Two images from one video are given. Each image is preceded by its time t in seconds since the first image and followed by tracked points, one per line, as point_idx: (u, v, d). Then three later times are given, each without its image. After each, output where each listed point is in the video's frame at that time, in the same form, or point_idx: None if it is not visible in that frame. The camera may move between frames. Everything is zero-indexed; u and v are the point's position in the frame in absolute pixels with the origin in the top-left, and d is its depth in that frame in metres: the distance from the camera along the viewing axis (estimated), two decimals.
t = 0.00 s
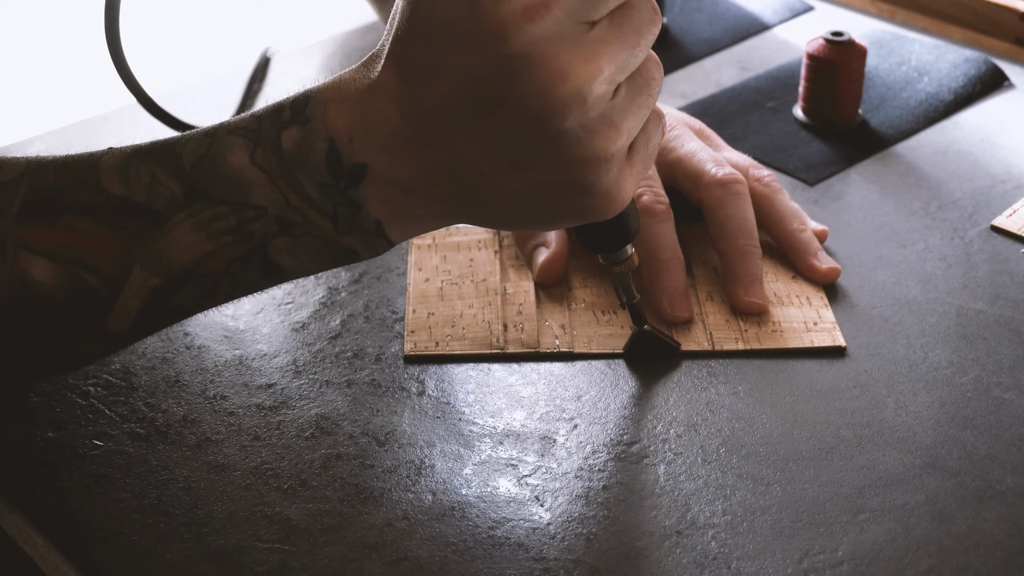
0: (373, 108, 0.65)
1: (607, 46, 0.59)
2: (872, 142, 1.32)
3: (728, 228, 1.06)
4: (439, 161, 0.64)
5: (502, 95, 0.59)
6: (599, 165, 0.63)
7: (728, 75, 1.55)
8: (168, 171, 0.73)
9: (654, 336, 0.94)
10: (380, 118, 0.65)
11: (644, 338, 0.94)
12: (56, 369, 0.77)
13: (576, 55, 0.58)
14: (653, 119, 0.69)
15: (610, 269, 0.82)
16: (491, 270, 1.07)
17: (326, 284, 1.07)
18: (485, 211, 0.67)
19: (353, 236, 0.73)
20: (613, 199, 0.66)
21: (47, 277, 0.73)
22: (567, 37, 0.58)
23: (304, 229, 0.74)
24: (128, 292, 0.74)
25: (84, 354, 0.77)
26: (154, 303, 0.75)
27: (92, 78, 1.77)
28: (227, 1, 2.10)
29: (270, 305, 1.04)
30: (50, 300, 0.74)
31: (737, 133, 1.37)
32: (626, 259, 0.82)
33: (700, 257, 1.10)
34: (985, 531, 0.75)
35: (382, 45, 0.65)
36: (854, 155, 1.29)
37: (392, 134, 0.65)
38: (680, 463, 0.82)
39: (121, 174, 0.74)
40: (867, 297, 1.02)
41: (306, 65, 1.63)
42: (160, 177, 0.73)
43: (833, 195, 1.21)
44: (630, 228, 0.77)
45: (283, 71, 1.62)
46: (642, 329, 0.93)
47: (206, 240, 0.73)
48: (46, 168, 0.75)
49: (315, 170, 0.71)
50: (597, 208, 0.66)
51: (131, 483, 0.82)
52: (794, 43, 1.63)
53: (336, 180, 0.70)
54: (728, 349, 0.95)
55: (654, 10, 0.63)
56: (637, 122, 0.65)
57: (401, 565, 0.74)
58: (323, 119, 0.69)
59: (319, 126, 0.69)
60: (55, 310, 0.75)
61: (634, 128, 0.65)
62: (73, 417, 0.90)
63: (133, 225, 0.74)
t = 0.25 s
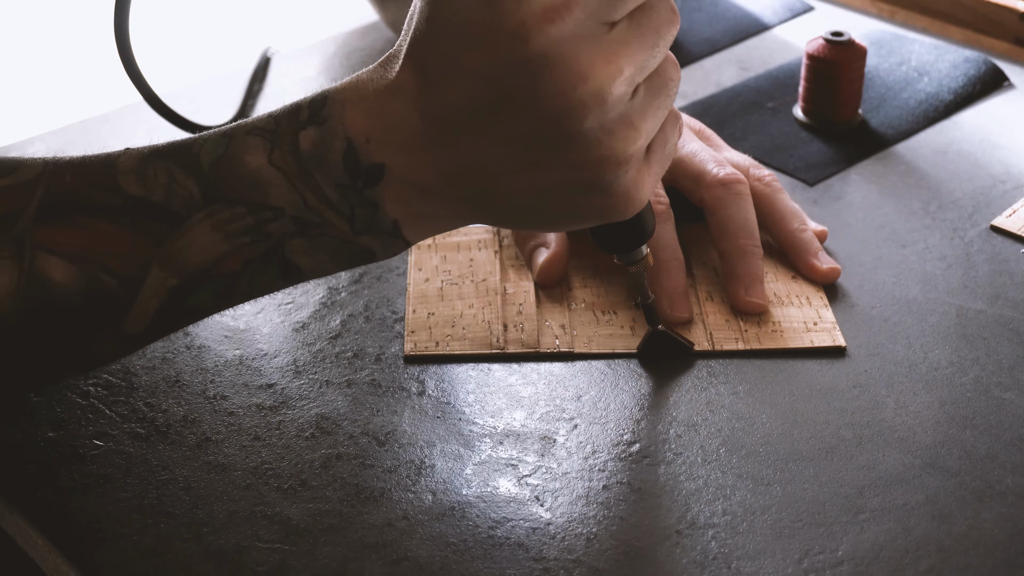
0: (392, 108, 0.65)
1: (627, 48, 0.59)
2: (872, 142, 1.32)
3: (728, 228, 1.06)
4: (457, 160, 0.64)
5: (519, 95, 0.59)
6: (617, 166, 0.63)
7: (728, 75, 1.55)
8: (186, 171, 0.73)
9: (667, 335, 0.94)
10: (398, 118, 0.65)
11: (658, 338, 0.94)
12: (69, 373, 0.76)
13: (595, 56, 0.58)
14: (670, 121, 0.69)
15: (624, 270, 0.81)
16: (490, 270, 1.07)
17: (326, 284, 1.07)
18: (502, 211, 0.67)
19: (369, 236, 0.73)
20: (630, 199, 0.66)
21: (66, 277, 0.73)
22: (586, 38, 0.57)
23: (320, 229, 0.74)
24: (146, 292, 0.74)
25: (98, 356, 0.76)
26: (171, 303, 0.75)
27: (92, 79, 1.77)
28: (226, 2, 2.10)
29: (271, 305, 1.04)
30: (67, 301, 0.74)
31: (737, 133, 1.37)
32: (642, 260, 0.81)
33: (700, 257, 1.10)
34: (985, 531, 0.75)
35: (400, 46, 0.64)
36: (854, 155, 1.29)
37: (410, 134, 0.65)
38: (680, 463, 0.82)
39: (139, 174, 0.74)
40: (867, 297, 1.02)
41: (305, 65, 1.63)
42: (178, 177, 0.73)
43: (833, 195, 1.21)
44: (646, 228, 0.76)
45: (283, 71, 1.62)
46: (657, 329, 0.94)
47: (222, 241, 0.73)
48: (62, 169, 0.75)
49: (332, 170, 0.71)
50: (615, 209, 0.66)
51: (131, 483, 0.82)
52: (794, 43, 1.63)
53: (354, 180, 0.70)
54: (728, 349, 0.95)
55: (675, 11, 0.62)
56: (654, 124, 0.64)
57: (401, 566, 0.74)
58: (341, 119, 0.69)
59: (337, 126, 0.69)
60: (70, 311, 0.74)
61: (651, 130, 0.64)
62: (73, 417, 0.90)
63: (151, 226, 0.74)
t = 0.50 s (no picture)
0: (413, 107, 0.64)
1: (651, 44, 0.59)
2: (872, 142, 1.32)
3: (728, 228, 1.06)
4: (481, 160, 0.63)
5: (544, 92, 0.58)
6: (643, 163, 0.62)
7: (728, 75, 1.55)
8: (209, 171, 0.72)
9: (688, 335, 0.93)
10: (421, 117, 0.63)
11: (678, 337, 0.94)
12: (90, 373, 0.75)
13: (620, 52, 0.57)
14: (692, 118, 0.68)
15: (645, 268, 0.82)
16: (490, 271, 1.07)
17: (326, 284, 1.07)
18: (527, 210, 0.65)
19: (392, 235, 0.72)
20: (653, 197, 0.64)
21: (91, 277, 0.72)
22: (611, 35, 0.57)
23: (344, 228, 0.72)
24: (171, 293, 0.73)
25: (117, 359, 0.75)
26: (196, 304, 0.74)
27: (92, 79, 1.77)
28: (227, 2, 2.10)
29: (273, 306, 1.04)
30: (91, 303, 0.73)
31: (737, 134, 1.37)
32: (662, 258, 0.81)
33: (701, 257, 1.10)
34: (985, 531, 0.75)
35: (421, 44, 0.64)
36: (854, 155, 1.29)
37: (433, 133, 0.63)
38: (680, 463, 0.82)
39: (161, 174, 0.72)
40: (867, 297, 1.02)
41: (305, 65, 1.63)
42: (202, 177, 0.72)
43: (833, 195, 1.21)
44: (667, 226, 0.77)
45: (282, 71, 1.62)
46: (676, 328, 0.93)
47: (247, 240, 0.72)
48: (86, 167, 0.73)
49: (356, 169, 0.69)
50: (641, 206, 0.64)
51: (131, 484, 0.82)
52: (794, 43, 1.63)
53: (376, 178, 0.69)
54: (728, 349, 0.95)
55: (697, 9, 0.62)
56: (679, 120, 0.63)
57: (401, 565, 0.74)
58: (361, 118, 0.68)
59: (360, 124, 0.68)
60: (96, 312, 0.73)
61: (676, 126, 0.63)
62: (72, 417, 0.90)
63: (176, 225, 0.73)
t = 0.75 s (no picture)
0: (441, 105, 0.65)
1: (680, 42, 0.60)
2: (872, 142, 1.32)
3: (728, 228, 1.06)
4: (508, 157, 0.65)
5: (571, 91, 0.60)
6: (669, 161, 0.63)
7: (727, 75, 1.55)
8: (234, 170, 0.74)
9: (709, 335, 0.92)
10: (449, 114, 0.65)
11: (698, 336, 0.93)
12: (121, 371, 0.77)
13: (649, 51, 0.59)
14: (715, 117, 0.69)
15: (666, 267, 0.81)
16: (490, 270, 1.07)
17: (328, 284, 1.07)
18: (552, 207, 0.67)
19: (416, 233, 0.73)
20: (677, 196, 0.66)
21: (116, 274, 0.75)
22: (640, 33, 0.58)
23: (369, 227, 0.73)
24: (195, 289, 0.75)
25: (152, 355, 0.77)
26: (220, 301, 0.76)
27: (92, 79, 1.77)
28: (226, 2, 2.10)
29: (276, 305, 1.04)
30: (116, 300, 0.75)
31: (737, 134, 1.37)
32: (684, 258, 0.80)
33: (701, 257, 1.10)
34: (985, 531, 0.75)
35: (446, 43, 0.66)
36: (855, 155, 1.29)
37: (460, 130, 0.65)
38: (680, 463, 0.82)
39: (187, 173, 0.75)
40: (867, 297, 1.02)
41: (305, 65, 1.63)
42: (227, 176, 0.74)
43: (833, 195, 1.21)
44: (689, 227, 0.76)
45: (282, 71, 1.62)
46: (697, 327, 0.92)
47: (272, 238, 0.74)
48: (111, 168, 0.76)
49: (381, 167, 0.71)
50: (666, 204, 0.66)
51: (131, 483, 0.82)
52: (794, 43, 1.63)
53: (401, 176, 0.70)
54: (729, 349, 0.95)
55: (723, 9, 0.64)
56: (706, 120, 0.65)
57: (401, 566, 0.74)
58: (387, 116, 0.69)
59: (385, 122, 0.69)
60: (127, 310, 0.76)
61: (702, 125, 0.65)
62: (72, 417, 0.90)
63: (200, 223, 0.75)
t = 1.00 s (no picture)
0: (464, 106, 0.66)
1: (704, 42, 0.60)
2: (872, 142, 1.32)
3: (729, 229, 1.07)
4: (532, 157, 0.65)
5: (596, 90, 0.60)
6: (693, 161, 0.63)
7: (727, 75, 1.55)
8: (259, 169, 0.75)
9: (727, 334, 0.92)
10: (472, 114, 0.66)
11: (718, 337, 0.93)
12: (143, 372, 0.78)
13: (674, 51, 0.59)
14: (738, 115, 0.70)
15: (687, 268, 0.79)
16: (491, 270, 1.07)
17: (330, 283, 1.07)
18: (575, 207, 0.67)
19: (438, 231, 0.75)
20: (701, 197, 0.65)
21: (141, 273, 0.76)
22: (664, 33, 0.59)
23: (392, 225, 0.75)
24: (221, 288, 0.77)
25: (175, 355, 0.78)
26: (244, 300, 0.78)
27: (93, 79, 1.77)
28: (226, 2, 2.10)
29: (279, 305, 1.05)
30: (141, 299, 0.77)
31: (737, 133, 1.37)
32: (705, 258, 0.78)
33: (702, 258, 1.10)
34: (985, 531, 0.75)
35: (469, 42, 0.67)
36: (855, 155, 1.29)
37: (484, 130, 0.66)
38: (680, 463, 0.82)
39: (211, 172, 0.76)
40: (867, 297, 1.02)
41: (305, 65, 1.63)
42: (252, 175, 0.76)
43: (833, 195, 1.21)
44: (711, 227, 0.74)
45: (283, 71, 1.62)
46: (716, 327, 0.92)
47: (296, 237, 0.76)
48: (134, 167, 0.78)
49: (404, 165, 0.72)
50: (691, 205, 0.66)
51: (131, 483, 0.82)
52: (794, 43, 1.63)
53: (425, 175, 0.72)
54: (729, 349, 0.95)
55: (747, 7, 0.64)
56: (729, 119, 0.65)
57: (401, 566, 0.74)
58: (412, 115, 0.70)
59: (409, 121, 0.71)
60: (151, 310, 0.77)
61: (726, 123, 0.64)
62: (72, 417, 0.90)
63: (226, 223, 0.77)
